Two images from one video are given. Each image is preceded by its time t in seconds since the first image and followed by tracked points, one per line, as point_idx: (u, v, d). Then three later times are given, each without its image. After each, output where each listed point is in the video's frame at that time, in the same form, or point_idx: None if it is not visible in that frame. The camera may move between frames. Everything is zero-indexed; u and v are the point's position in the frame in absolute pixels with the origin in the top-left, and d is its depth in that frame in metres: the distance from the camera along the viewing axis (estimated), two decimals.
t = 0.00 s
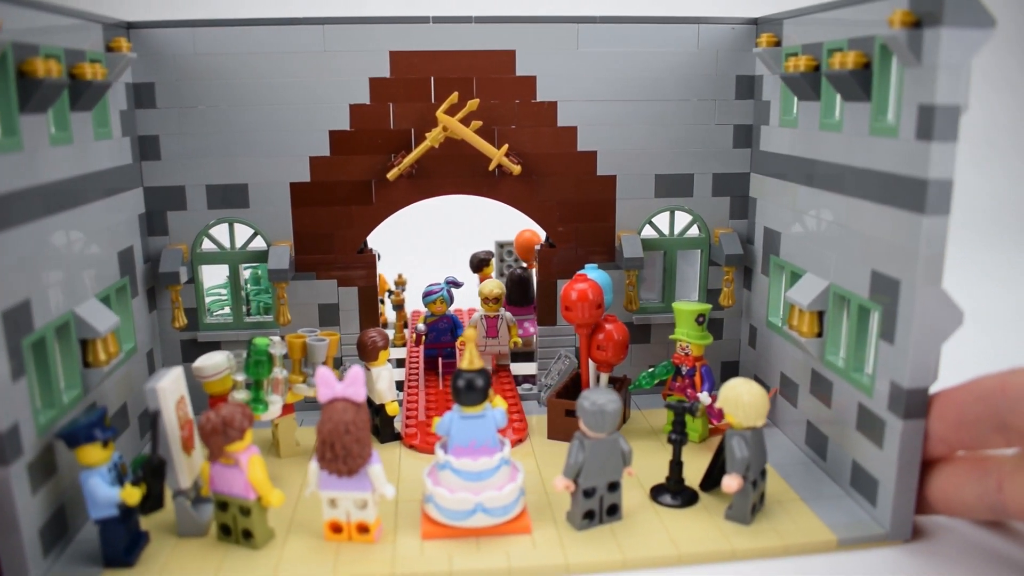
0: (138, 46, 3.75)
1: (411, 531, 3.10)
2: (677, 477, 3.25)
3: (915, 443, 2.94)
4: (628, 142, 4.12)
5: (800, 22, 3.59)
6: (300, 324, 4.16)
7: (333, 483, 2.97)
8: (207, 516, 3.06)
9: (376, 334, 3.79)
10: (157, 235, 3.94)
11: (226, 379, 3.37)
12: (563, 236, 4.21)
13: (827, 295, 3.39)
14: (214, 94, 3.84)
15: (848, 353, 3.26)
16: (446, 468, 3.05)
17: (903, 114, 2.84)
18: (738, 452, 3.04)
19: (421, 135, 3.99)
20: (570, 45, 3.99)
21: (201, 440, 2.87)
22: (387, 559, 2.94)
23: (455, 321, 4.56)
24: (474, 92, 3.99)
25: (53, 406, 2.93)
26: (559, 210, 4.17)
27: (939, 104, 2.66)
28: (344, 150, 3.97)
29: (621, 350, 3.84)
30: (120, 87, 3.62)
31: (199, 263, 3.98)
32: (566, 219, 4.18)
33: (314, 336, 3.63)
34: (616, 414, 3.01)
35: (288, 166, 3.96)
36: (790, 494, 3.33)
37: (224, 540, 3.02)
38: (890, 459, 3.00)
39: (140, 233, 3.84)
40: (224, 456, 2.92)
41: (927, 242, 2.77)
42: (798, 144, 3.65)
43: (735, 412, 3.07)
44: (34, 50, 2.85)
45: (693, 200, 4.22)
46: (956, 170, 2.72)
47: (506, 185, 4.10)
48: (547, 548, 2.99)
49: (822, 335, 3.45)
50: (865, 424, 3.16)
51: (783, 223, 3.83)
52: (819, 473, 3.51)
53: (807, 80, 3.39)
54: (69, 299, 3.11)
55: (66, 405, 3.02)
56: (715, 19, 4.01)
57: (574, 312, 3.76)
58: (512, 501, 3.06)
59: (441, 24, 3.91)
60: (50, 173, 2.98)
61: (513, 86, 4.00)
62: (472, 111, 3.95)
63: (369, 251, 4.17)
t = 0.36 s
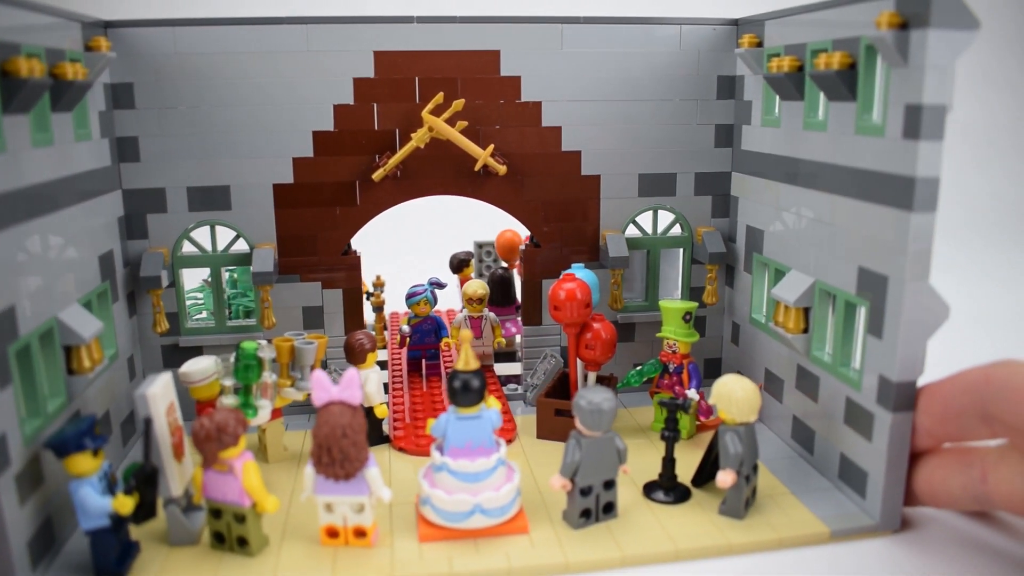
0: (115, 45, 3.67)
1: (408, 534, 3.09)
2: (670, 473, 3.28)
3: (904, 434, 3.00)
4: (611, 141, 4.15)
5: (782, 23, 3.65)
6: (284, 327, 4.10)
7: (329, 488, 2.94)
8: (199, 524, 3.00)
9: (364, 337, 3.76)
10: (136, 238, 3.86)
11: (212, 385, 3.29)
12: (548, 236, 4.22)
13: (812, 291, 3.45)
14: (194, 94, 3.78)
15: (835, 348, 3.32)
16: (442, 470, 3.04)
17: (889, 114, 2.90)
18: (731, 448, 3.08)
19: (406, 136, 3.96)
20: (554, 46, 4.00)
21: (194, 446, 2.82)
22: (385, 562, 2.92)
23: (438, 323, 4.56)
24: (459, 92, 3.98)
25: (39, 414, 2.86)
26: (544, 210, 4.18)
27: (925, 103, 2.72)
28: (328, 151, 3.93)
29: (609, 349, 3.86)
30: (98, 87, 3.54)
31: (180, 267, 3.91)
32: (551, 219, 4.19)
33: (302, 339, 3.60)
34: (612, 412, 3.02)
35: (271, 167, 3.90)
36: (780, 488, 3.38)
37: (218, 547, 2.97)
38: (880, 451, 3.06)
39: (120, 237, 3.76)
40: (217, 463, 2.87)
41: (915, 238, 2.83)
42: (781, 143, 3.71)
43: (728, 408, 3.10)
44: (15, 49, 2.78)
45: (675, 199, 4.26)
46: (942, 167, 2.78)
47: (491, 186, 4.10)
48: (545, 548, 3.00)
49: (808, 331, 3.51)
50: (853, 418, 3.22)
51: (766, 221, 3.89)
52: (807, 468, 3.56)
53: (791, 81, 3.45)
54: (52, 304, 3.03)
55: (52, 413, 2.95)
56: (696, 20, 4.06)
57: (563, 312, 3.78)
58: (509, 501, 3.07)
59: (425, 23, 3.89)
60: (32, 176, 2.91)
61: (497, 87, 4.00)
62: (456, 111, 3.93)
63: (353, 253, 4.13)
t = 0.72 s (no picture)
0: (90, 45, 3.57)
1: (402, 540, 3.05)
2: (662, 473, 3.29)
3: (893, 429, 3.05)
4: (595, 141, 4.15)
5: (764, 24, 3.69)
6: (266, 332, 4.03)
7: (322, 495, 2.89)
8: (188, 534, 2.93)
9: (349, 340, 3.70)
10: (113, 243, 3.76)
11: (195, 392, 3.19)
12: (533, 236, 4.20)
13: (799, 290, 3.47)
14: (171, 95, 3.69)
15: (822, 346, 3.35)
16: (436, 474, 3.00)
17: (876, 113, 2.94)
18: (725, 446, 3.10)
19: (389, 136, 3.92)
20: (538, 46, 3.99)
21: (183, 455, 2.75)
22: (381, 569, 2.88)
23: (422, 325, 4.48)
24: (442, 92, 3.95)
25: (19, 425, 2.76)
26: (528, 211, 4.16)
27: (914, 103, 2.76)
28: (310, 152, 3.87)
29: (596, 349, 3.86)
30: (73, 88, 3.44)
31: (158, 271, 3.82)
32: (535, 220, 4.18)
33: (287, 344, 3.53)
34: (607, 413, 3.02)
35: (251, 169, 3.83)
36: (770, 485, 3.41)
37: (207, 558, 2.90)
38: (869, 447, 3.10)
39: (96, 241, 3.66)
40: (206, 472, 2.80)
41: (903, 236, 2.87)
42: (764, 143, 3.74)
43: (721, 407, 3.12)
44: None
45: (658, 199, 4.27)
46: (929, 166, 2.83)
47: (475, 186, 4.07)
48: (542, 550, 2.98)
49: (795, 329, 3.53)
50: (842, 414, 3.26)
51: (750, 220, 3.92)
52: (794, 464, 3.60)
53: (776, 81, 3.48)
54: (31, 312, 2.93)
55: (32, 424, 2.85)
56: (678, 20, 4.08)
57: (550, 313, 3.76)
58: (504, 504, 3.05)
59: (408, 23, 3.85)
60: (10, 179, 2.81)
61: (481, 87, 3.97)
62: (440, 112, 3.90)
63: (336, 255, 4.08)
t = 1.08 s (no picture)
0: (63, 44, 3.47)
1: (393, 546, 3.01)
2: (652, 473, 3.29)
3: (880, 425, 3.09)
4: (578, 142, 4.15)
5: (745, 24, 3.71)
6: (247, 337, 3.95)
7: (312, 502, 2.84)
8: (174, 545, 2.86)
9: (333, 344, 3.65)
10: (87, 247, 3.67)
11: (178, 399, 3.09)
12: (516, 237, 4.18)
13: (783, 288, 3.50)
14: (148, 95, 3.61)
15: (808, 344, 3.38)
16: (427, 478, 2.97)
17: (861, 113, 2.97)
18: (715, 445, 3.11)
19: (370, 137, 3.87)
20: (520, 46, 3.98)
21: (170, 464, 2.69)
22: None
23: (403, 328, 4.48)
24: (424, 92, 3.91)
25: None
26: (511, 211, 4.14)
27: (900, 103, 2.79)
28: (290, 153, 3.81)
29: (581, 350, 3.85)
30: (46, 88, 3.35)
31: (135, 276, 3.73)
32: (518, 220, 4.16)
33: (271, 348, 3.48)
34: (599, 414, 3.01)
35: (230, 170, 3.76)
36: (758, 483, 3.43)
37: (195, 569, 2.84)
38: (857, 443, 3.13)
39: (70, 245, 3.57)
40: (193, 482, 2.74)
41: (890, 235, 2.91)
42: (747, 142, 3.77)
43: (712, 406, 3.12)
44: None
45: (640, 199, 4.28)
46: (915, 165, 2.86)
47: (458, 187, 4.04)
48: (535, 553, 2.96)
49: (779, 327, 3.56)
50: (828, 411, 3.29)
51: (732, 219, 3.94)
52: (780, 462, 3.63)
53: (759, 81, 3.51)
54: (7, 319, 2.84)
55: (11, 434, 2.76)
56: (659, 20, 4.09)
57: (536, 314, 3.75)
58: (496, 508, 3.02)
59: (389, 22, 3.81)
60: None
61: (463, 87, 3.95)
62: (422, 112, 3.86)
63: (317, 258, 4.02)
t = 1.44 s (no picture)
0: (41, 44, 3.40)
1: (386, 551, 2.99)
2: (643, 472, 3.29)
3: (868, 422, 3.12)
4: (563, 142, 4.15)
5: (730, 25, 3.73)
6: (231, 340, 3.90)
7: (305, 507, 2.81)
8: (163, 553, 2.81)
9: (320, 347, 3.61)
10: (68, 251, 3.59)
11: (164, 405, 3.05)
12: (502, 237, 4.17)
13: (770, 287, 3.53)
14: (129, 95, 3.55)
15: (795, 342, 3.41)
16: (421, 481, 2.95)
17: (849, 113, 3.00)
18: (707, 444, 3.12)
19: (356, 138, 3.84)
20: (506, 46, 3.97)
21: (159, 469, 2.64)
22: None
23: (388, 330, 4.43)
24: (410, 93, 3.89)
25: None
26: (498, 212, 4.13)
27: (888, 103, 2.82)
28: (274, 154, 3.76)
29: (569, 351, 3.85)
30: (25, 89, 3.28)
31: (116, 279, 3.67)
32: (504, 221, 4.15)
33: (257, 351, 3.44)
34: (592, 414, 3.01)
35: (214, 172, 3.71)
36: (748, 481, 3.45)
37: None
38: (846, 439, 3.16)
39: (50, 249, 3.49)
40: (182, 489, 2.69)
41: (878, 233, 2.94)
42: (732, 142, 3.79)
43: (703, 405, 3.13)
44: None
45: (625, 199, 4.29)
46: (902, 164, 2.90)
47: (444, 188, 4.02)
48: (530, 555, 2.96)
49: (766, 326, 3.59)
50: (817, 408, 3.32)
51: (718, 218, 3.97)
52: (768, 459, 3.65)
53: (745, 81, 3.53)
54: None
55: None
56: (643, 20, 4.11)
57: (525, 316, 3.75)
58: (489, 510, 3.01)
59: (374, 22, 3.78)
60: None
61: (449, 87, 3.93)
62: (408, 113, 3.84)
63: (302, 260, 3.98)
